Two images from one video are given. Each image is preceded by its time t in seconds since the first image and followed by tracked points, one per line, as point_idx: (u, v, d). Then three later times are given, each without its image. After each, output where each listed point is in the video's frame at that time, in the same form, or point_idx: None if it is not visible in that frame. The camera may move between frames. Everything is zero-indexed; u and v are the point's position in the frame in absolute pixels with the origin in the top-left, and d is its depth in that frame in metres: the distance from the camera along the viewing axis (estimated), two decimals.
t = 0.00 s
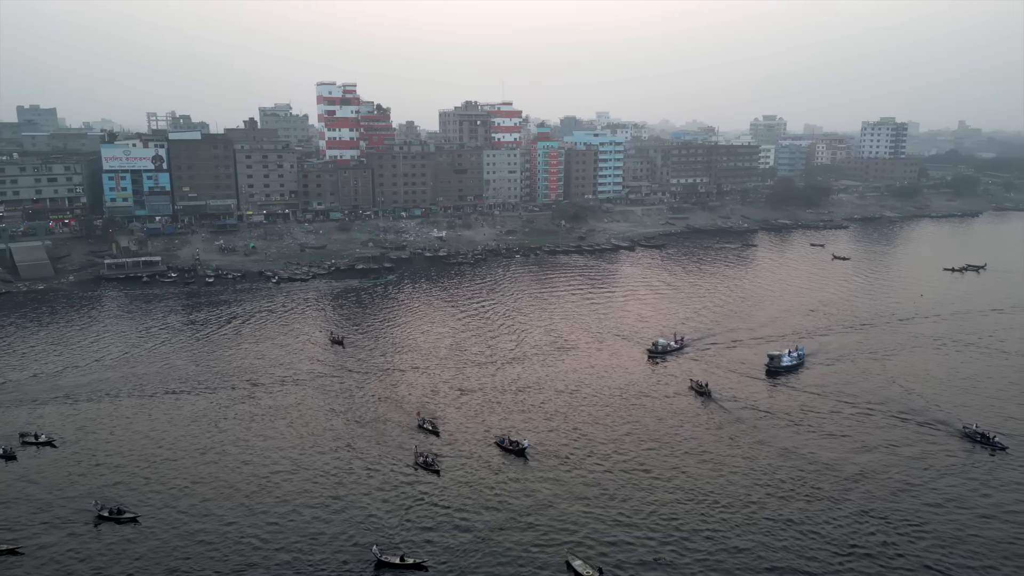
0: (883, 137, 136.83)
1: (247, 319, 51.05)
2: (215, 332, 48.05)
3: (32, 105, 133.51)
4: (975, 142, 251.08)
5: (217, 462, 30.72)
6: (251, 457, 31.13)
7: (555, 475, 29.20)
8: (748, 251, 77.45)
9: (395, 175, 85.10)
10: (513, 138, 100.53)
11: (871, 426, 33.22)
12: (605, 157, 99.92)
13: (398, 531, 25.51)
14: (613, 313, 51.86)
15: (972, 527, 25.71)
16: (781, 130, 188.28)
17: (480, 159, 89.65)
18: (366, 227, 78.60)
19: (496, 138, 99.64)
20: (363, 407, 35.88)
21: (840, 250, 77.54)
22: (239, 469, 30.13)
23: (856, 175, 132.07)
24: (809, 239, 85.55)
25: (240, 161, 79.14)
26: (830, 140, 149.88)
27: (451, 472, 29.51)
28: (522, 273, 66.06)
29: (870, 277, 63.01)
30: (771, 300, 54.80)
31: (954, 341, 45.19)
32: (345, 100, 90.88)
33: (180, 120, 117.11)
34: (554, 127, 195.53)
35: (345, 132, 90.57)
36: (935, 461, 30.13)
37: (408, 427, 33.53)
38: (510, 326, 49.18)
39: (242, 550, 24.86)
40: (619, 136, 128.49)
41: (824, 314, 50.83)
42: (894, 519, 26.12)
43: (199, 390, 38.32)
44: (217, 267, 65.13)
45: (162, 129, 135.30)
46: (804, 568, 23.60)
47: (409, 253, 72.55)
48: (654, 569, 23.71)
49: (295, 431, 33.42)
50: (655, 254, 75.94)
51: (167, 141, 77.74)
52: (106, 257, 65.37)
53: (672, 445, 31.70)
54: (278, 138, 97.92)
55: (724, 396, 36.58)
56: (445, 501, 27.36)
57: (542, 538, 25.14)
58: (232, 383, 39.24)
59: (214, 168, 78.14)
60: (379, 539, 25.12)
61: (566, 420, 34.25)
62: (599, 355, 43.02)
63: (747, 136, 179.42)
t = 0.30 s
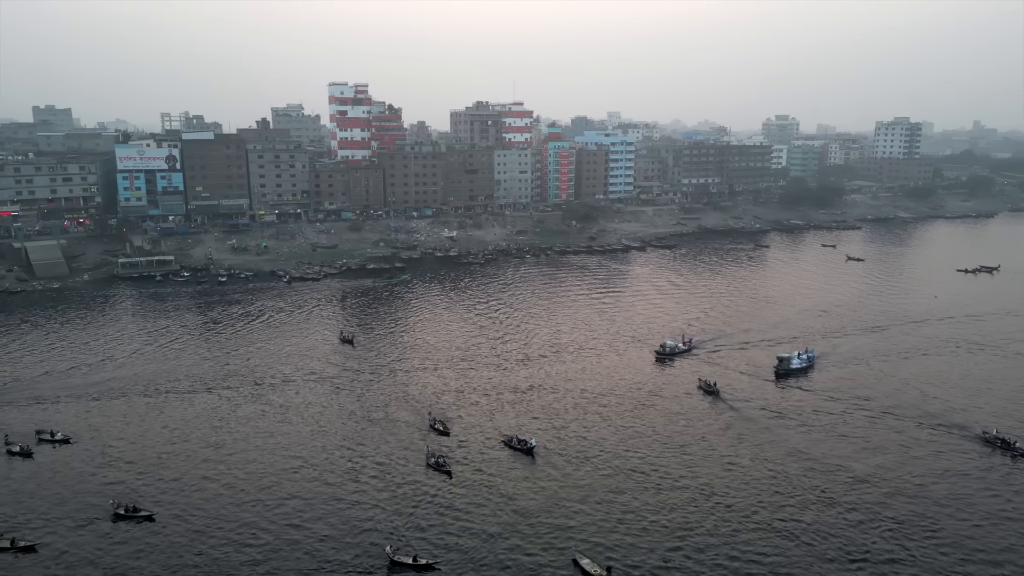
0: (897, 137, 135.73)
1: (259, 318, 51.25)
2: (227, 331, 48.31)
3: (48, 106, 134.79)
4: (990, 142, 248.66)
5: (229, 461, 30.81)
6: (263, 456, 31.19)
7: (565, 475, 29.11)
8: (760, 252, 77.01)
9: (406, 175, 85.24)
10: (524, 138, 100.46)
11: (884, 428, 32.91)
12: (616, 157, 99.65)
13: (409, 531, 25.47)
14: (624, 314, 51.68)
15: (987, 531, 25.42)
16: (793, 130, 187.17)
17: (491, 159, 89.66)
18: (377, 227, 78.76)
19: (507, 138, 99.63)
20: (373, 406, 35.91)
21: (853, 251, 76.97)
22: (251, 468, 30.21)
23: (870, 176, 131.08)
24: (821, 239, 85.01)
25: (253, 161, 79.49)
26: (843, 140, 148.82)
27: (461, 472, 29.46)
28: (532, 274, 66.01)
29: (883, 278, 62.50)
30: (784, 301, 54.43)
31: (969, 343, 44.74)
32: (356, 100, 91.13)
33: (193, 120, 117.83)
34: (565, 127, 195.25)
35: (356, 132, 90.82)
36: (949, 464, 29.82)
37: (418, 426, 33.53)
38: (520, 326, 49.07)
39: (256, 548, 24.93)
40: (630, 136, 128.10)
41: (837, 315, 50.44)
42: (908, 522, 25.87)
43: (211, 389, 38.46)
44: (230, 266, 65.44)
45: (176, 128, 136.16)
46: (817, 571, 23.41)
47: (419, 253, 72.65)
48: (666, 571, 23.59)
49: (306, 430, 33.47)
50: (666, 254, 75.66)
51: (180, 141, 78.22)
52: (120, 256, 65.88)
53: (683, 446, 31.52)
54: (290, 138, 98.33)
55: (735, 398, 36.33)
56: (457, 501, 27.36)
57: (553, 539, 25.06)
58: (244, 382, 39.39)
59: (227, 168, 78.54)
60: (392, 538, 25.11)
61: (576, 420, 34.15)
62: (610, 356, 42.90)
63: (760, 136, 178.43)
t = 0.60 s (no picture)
0: (911, 137, 134.59)
1: (271, 318, 51.47)
2: (239, 330, 48.57)
3: (64, 106, 136.07)
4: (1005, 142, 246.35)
5: (240, 459, 30.95)
6: (273, 454, 31.33)
7: (575, 475, 29.11)
8: (773, 252, 76.54)
9: (418, 175, 85.36)
10: (536, 138, 100.34)
11: (898, 430, 32.66)
12: (628, 157, 99.31)
13: (420, 531, 25.50)
14: (635, 314, 51.47)
15: (1003, 535, 25.17)
16: (806, 130, 186.00)
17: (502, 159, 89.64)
18: (388, 227, 78.92)
19: (518, 138, 99.60)
20: (384, 405, 35.97)
21: (867, 252, 76.39)
22: (262, 467, 30.29)
23: (883, 176, 130.10)
24: (834, 240, 84.42)
25: (265, 161, 79.84)
26: (856, 140, 147.73)
27: (471, 472, 29.44)
28: (543, 274, 65.94)
29: (897, 280, 61.91)
30: (796, 303, 54.01)
31: (985, 344, 44.26)
32: (368, 100, 91.32)
33: (207, 120, 118.57)
34: (576, 127, 194.73)
35: (368, 132, 91.02)
36: (965, 467, 29.50)
37: (428, 426, 33.58)
38: (531, 325, 49.00)
39: (269, 547, 25.01)
40: (642, 136, 127.70)
41: (851, 317, 50.01)
42: (923, 527, 25.63)
43: (222, 388, 38.63)
44: (242, 266, 65.77)
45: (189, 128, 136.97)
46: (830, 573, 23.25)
47: (430, 253, 72.76)
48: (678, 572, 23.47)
49: (316, 429, 33.57)
50: (678, 255, 75.35)
51: (193, 141, 78.69)
52: (134, 255, 66.37)
53: (694, 446, 31.42)
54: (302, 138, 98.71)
55: (747, 399, 36.10)
56: (468, 500, 27.37)
57: (564, 539, 25.00)
58: (256, 381, 39.56)
59: (239, 168, 78.91)
60: (404, 538, 25.12)
61: (586, 421, 34.08)
62: (621, 356, 42.75)
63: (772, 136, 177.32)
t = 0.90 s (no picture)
0: (926, 137, 133.47)
1: (282, 317, 51.72)
2: (251, 329, 48.88)
3: (79, 106, 137.29)
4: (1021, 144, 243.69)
5: (253, 458, 31.10)
6: (285, 453, 31.49)
7: (585, 475, 29.11)
8: (785, 253, 76.12)
9: (429, 175, 85.52)
10: (547, 138, 100.27)
11: (911, 433, 32.44)
12: (639, 157, 99.04)
13: (432, 531, 25.54)
14: (645, 315, 51.34)
15: (1019, 538, 24.96)
16: (819, 130, 184.83)
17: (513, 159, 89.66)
18: (399, 227, 79.09)
19: (529, 138, 99.59)
20: (395, 405, 36.07)
21: (880, 253, 75.85)
22: (274, 465, 30.44)
23: (897, 176, 129.09)
24: (847, 241, 83.87)
25: (277, 161, 80.24)
26: (870, 140, 146.65)
27: (482, 471, 29.48)
28: (554, 274, 65.88)
29: (911, 281, 61.42)
30: (809, 304, 53.66)
31: (1000, 347, 43.83)
32: (380, 100, 91.58)
33: (220, 121, 119.26)
34: (587, 127, 194.43)
35: (380, 133, 91.27)
36: (980, 470, 29.25)
37: (438, 425, 33.64)
38: (541, 326, 48.95)
39: (282, 545, 25.13)
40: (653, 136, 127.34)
41: (865, 318, 49.64)
42: (938, 530, 25.45)
43: (234, 387, 38.85)
44: (255, 265, 66.10)
45: (202, 128, 137.84)
46: None
47: (441, 253, 72.88)
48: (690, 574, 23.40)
49: (327, 428, 33.72)
50: (689, 255, 75.08)
51: (207, 141, 79.20)
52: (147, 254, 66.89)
53: (705, 447, 31.33)
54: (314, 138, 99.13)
55: (758, 400, 35.92)
56: (479, 500, 27.40)
57: (576, 539, 24.98)
58: (267, 380, 39.76)
59: (252, 168, 79.35)
60: (417, 537, 25.17)
61: (596, 421, 34.03)
62: (631, 357, 42.64)
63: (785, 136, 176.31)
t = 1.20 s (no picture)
0: (940, 137, 132.31)
1: (294, 316, 51.93)
2: (263, 328, 49.09)
3: (93, 106, 138.51)
4: None
5: (263, 456, 31.21)
6: (295, 451, 31.62)
7: (595, 475, 29.06)
8: (798, 253, 75.67)
9: (440, 175, 85.59)
10: (558, 138, 100.15)
11: (925, 435, 32.15)
12: (651, 158, 98.70)
13: (443, 531, 25.54)
14: (656, 316, 51.13)
15: None
16: (832, 130, 183.57)
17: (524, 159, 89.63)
18: (410, 227, 79.23)
19: (540, 138, 99.52)
20: (404, 405, 36.11)
21: (894, 254, 75.24)
22: (285, 464, 30.55)
23: (912, 176, 128.03)
24: (860, 242, 83.24)
25: (290, 161, 80.58)
26: (884, 140, 145.51)
27: (492, 471, 29.48)
28: (564, 274, 65.77)
29: (925, 282, 60.86)
30: (822, 305, 53.28)
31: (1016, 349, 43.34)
32: (391, 101, 91.77)
33: (233, 121, 119.88)
34: (598, 127, 194.08)
35: (391, 133, 91.46)
36: (994, 473, 28.94)
37: (448, 425, 33.66)
38: (552, 326, 48.88)
39: (294, 544, 25.22)
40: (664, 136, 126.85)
41: (879, 320, 49.19)
42: (952, 533, 25.22)
43: (246, 386, 39.02)
44: (267, 265, 66.38)
45: (216, 128, 138.71)
46: None
47: (452, 253, 72.95)
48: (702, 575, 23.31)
49: (338, 427, 33.84)
50: (700, 256, 74.77)
51: (219, 141, 79.64)
52: (161, 254, 67.36)
53: (715, 448, 31.20)
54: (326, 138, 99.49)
55: (769, 402, 35.70)
56: (489, 500, 27.42)
57: (587, 539, 24.94)
58: (279, 379, 39.91)
59: (264, 167, 79.71)
60: (428, 537, 25.19)
61: (606, 422, 33.94)
62: (642, 358, 42.49)
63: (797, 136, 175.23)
